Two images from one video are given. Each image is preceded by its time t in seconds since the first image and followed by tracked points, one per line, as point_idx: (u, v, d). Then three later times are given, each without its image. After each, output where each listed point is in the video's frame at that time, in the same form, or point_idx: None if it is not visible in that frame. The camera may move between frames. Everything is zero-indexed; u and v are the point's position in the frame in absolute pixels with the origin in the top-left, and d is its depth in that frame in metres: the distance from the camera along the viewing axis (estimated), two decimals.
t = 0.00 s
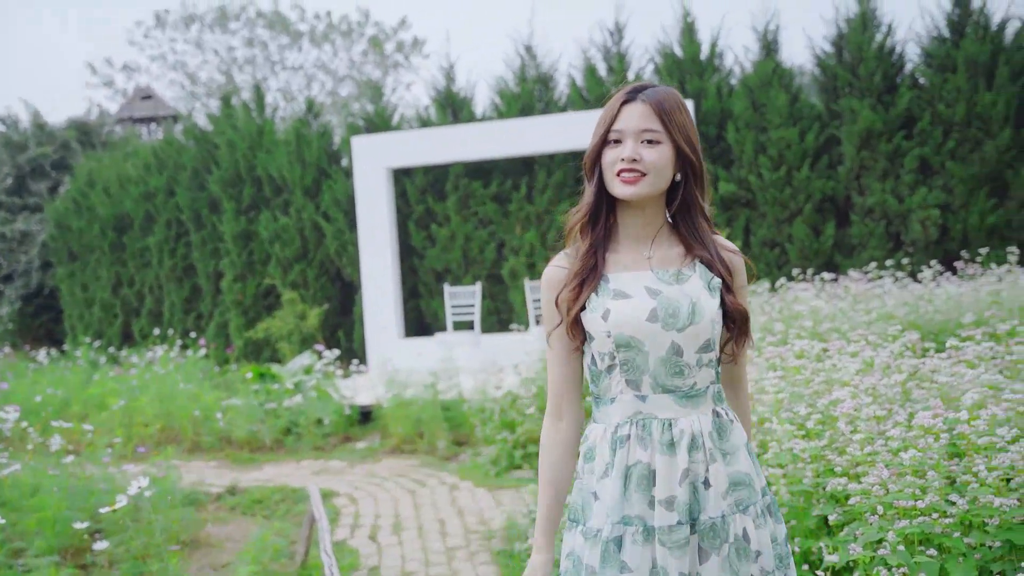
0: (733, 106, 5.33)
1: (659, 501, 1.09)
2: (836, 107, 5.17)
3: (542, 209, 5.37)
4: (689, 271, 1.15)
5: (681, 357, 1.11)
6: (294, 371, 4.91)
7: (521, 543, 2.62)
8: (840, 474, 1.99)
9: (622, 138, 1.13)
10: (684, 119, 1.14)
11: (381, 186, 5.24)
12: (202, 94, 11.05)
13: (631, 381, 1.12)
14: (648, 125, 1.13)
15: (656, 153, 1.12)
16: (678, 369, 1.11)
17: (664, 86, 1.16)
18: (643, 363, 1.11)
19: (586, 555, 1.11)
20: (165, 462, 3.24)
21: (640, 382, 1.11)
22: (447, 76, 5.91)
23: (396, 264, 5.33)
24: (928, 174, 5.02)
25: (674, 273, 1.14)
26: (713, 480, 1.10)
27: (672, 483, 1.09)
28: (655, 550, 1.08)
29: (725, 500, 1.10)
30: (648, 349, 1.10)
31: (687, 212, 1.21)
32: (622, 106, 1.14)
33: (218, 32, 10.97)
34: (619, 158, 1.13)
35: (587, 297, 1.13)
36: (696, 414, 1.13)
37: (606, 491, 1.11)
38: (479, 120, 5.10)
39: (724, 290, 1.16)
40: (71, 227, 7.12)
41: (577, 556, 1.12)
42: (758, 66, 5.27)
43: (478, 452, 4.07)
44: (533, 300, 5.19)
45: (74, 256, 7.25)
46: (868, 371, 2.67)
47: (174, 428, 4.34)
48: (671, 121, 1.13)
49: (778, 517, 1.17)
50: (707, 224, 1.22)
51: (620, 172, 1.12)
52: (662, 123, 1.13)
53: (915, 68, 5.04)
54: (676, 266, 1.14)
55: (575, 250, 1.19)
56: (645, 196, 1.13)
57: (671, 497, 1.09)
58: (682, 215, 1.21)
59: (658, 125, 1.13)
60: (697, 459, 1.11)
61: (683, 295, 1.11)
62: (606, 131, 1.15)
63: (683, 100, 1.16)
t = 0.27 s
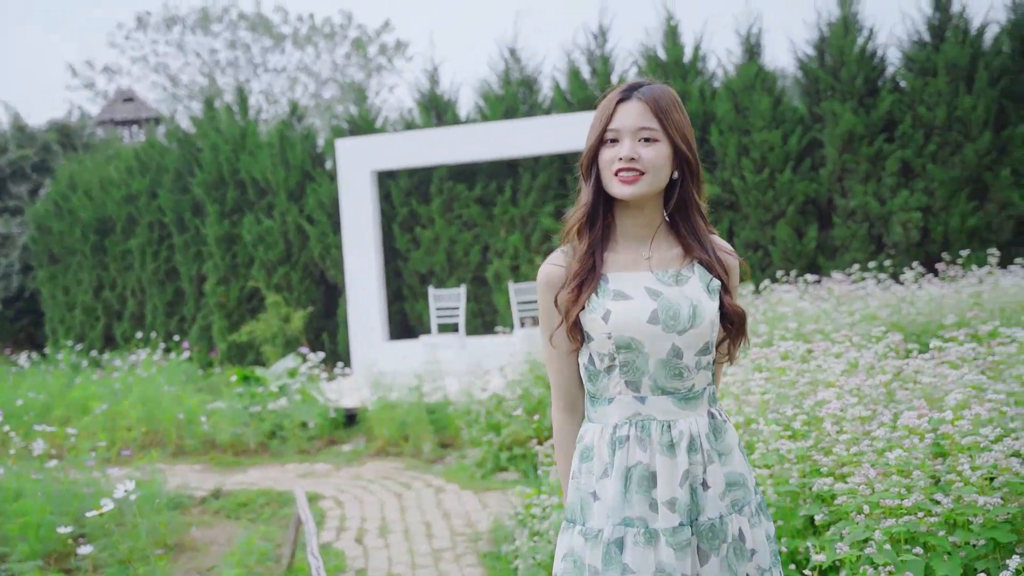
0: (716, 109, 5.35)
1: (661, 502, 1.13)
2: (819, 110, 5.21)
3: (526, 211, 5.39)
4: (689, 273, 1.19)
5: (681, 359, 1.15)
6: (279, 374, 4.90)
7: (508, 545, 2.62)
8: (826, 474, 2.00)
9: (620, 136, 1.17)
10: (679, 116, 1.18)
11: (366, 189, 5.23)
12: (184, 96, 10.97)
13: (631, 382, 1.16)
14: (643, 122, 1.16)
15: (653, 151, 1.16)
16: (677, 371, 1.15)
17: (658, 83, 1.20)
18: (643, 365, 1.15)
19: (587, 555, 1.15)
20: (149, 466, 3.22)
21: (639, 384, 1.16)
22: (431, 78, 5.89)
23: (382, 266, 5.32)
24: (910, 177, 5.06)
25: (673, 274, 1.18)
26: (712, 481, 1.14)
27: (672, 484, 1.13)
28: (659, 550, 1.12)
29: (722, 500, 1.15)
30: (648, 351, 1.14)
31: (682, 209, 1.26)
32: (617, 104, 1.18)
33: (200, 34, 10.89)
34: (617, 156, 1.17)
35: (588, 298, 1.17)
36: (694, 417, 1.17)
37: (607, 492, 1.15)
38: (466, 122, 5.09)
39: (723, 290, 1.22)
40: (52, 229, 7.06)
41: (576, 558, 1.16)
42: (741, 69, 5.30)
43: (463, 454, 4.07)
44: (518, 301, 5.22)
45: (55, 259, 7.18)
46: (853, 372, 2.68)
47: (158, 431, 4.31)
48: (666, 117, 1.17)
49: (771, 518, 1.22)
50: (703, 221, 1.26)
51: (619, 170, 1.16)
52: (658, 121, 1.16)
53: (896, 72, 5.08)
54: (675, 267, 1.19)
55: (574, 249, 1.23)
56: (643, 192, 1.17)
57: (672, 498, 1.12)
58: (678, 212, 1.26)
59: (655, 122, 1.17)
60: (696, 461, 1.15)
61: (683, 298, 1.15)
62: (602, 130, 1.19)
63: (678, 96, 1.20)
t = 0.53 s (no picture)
0: (699, 112, 5.36)
1: (659, 503, 1.09)
2: (801, 113, 5.23)
3: (510, 213, 5.38)
4: (688, 275, 1.16)
5: (681, 362, 1.11)
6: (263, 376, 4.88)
7: (494, 546, 2.62)
8: (812, 474, 2.01)
9: (616, 135, 1.13)
10: (675, 114, 1.15)
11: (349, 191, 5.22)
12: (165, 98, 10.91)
13: (630, 386, 1.12)
14: (641, 120, 1.12)
15: (652, 150, 1.12)
16: (677, 373, 1.11)
17: (652, 80, 1.16)
18: (643, 368, 1.10)
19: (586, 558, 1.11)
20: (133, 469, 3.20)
21: (639, 387, 1.11)
22: (415, 81, 5.88)
23: (365, 269, 5.30)
24: (891, 180, 5.09)
25: (673, 276, 1.14)
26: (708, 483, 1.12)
27: (671, 487, 1.10)
28: (658, 553, 1.09)
29: (719, 503, 1.13)
30: (648, 353, 1.10)
31: (679, 210, 1.22)
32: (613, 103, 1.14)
33: (181, 36, 10.81)
34: (615, 156, 1.13)
35: (590, 301, 1.11)
36: (691, 418, 1.14)
37: (605, 493, 1.11)
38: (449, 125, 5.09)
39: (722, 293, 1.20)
40: (31, 231, 6.99)
41: (577, 560, 1.13)
42: (724, 72, 5.32)
43: (448, 456, 4.06)
44: (502, 304, 5.25)
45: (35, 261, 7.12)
46: (837, 373, 2.70)
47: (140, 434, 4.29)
48: (664, 116, 1.13)
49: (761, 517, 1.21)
50: (699, 222, 1.23)
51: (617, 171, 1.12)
52: (656, 119, 1.13)
53: (877, 75, 5.12)
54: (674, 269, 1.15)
55: (571, 250, 1.17)
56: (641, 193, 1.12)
57: (671, 501, 1.09)
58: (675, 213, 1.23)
59: (652, 120, 1.13)
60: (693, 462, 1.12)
61: (684, 300, 1.11)
62: (598, 129, 1.15)
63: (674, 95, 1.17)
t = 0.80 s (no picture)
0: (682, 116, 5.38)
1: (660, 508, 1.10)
2: (783, 117, 5.26)
3: (493, 216, 5.38)
4: (688, 278, 1.17)
5: (682, 365, 1.12)
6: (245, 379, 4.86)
7: (480, 549, 2.62)
8: (798, 475, 2.02)
9: (614, 136, 1.13)
10: (671, 116, 1.16)
11: (332, 193, 5.20)
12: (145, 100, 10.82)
13: (631, 389, 1.12)
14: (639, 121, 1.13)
15: (651, 151, 1.13)
16: (678, 376, 1.13)
17: (646, 80, 1.17)
18: (647, 370, 1.11)
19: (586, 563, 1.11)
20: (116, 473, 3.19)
21: (641, 389, 1.12)
22: (398, 83, 5.86)
23: (348, 271, 5.29)
24: (872, 183, 5.13)
25: (674, 279, 1.16)
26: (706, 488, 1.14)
27: (671, 491, 1.11)
28: (659, 559, 1.09)
29: (716, 507, 1.15)
30: (652, 355, 1.11)
31: (674, 211, 1.24)
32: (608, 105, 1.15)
33: (162, 38, 10.75)
34: (613, 157, 1.13)
35: (593, 303, 1.11)
36: (689, 422, 1.15)
37: (604, 499, 1.11)
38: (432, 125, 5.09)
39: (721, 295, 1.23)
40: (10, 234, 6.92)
41: (576, 565, 1.12)
42: (706, 76, 5.35)
43: (432, 460, 4.05)
44: (485, 307, 5.33)
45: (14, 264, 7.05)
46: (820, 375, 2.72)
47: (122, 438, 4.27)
48: (661, 117, 1.14)
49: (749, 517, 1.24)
50: (694, 224, 1.25)
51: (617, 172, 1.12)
52: (653, 121, 1.13)
53: (858, 80, 5.15)
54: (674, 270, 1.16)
55: (569, 251, 1.16)
56: (639, 194, 1.13)
57: (673, 505, 1.10)
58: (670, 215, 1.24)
59: (649, 121, 1.13)
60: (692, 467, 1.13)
61: (685, 302, 1.13)
62: (596, 132, 1.15)
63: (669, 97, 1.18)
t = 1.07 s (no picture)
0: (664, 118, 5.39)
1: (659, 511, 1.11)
2: (764, 119, 5.28)
3: (475, 218, 5.37)
4: (689, 280, 1.18)
5: (687, 368, 1.13)
6: (227, 382, 4.83)
7: (465, 550, 2.62)
8: (783, 475, 2.03)
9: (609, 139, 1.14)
10: (665, 115, 1.17)
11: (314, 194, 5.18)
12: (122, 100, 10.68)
13: (636, 394, 1.13)
14: (633, 121, 1.14)
15: (648, 151, 1.14)
16: (683, 380, 1.14)
17: (637, 81, 1.18)
18: (652, 374, 1.12)
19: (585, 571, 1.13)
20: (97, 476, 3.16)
21: (645, 394, 1.13)
22: (380, 85, 5.84)
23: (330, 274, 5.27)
24: (852, 185, 5.16)
25: (676, 281, 1.17)
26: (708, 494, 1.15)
27: (675, 498, 1.12)
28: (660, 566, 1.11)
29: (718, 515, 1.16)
30: (658, 358, 1.11)
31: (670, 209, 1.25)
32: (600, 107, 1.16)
33: (142, 39, 10.60)
34: (610, 159, 1.14)
35: (597, 308, 1.11)
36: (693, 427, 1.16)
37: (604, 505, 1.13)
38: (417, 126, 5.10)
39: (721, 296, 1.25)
40: None
41: (577, 573, 1.14)
42: (688, 78, 5.37)
43: (416, 462, 4.05)
44: (468, 309, 5.32)
45: None
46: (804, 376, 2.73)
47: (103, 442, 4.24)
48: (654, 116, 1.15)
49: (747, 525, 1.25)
50: (691, 222, 1.27)
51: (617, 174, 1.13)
52: (648, 122, 1.15)
53: (838, 83, 5.19)
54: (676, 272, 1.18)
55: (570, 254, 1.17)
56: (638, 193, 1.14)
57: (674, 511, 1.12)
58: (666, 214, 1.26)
59: (644, 121, 1.15)
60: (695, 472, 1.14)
61: (689, 305, 1.14)
62: (590, 135, 1.16)
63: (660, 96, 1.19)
